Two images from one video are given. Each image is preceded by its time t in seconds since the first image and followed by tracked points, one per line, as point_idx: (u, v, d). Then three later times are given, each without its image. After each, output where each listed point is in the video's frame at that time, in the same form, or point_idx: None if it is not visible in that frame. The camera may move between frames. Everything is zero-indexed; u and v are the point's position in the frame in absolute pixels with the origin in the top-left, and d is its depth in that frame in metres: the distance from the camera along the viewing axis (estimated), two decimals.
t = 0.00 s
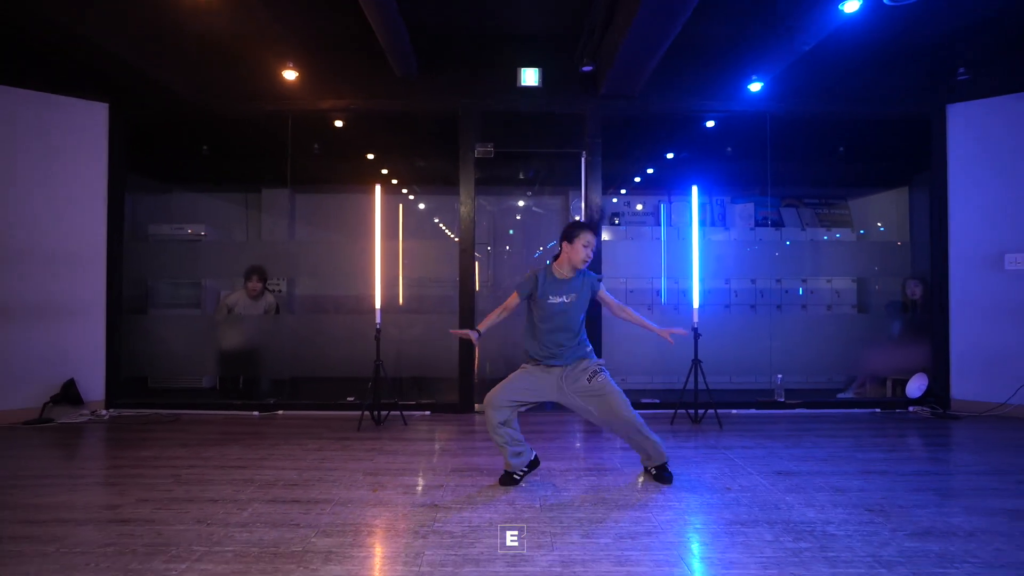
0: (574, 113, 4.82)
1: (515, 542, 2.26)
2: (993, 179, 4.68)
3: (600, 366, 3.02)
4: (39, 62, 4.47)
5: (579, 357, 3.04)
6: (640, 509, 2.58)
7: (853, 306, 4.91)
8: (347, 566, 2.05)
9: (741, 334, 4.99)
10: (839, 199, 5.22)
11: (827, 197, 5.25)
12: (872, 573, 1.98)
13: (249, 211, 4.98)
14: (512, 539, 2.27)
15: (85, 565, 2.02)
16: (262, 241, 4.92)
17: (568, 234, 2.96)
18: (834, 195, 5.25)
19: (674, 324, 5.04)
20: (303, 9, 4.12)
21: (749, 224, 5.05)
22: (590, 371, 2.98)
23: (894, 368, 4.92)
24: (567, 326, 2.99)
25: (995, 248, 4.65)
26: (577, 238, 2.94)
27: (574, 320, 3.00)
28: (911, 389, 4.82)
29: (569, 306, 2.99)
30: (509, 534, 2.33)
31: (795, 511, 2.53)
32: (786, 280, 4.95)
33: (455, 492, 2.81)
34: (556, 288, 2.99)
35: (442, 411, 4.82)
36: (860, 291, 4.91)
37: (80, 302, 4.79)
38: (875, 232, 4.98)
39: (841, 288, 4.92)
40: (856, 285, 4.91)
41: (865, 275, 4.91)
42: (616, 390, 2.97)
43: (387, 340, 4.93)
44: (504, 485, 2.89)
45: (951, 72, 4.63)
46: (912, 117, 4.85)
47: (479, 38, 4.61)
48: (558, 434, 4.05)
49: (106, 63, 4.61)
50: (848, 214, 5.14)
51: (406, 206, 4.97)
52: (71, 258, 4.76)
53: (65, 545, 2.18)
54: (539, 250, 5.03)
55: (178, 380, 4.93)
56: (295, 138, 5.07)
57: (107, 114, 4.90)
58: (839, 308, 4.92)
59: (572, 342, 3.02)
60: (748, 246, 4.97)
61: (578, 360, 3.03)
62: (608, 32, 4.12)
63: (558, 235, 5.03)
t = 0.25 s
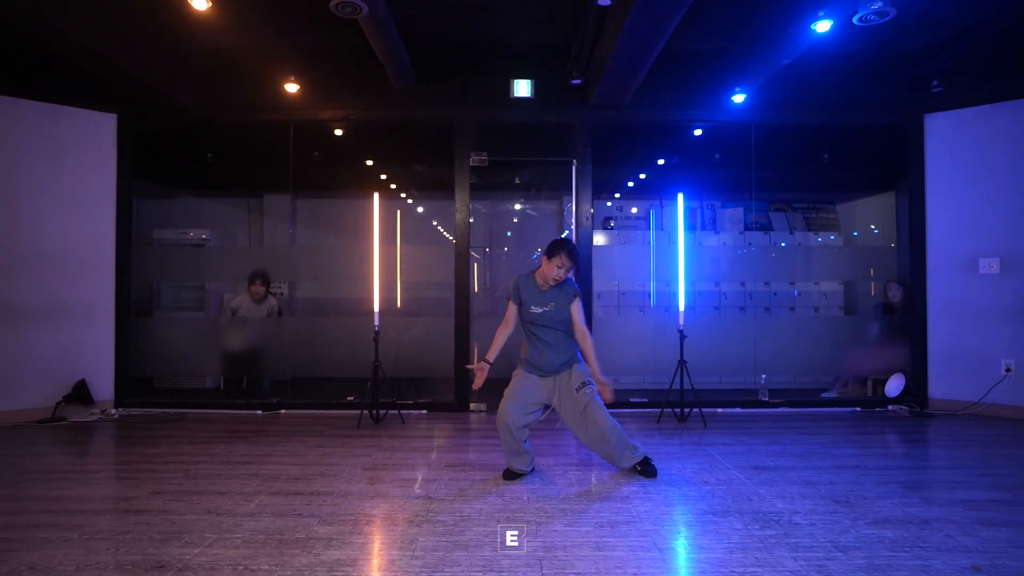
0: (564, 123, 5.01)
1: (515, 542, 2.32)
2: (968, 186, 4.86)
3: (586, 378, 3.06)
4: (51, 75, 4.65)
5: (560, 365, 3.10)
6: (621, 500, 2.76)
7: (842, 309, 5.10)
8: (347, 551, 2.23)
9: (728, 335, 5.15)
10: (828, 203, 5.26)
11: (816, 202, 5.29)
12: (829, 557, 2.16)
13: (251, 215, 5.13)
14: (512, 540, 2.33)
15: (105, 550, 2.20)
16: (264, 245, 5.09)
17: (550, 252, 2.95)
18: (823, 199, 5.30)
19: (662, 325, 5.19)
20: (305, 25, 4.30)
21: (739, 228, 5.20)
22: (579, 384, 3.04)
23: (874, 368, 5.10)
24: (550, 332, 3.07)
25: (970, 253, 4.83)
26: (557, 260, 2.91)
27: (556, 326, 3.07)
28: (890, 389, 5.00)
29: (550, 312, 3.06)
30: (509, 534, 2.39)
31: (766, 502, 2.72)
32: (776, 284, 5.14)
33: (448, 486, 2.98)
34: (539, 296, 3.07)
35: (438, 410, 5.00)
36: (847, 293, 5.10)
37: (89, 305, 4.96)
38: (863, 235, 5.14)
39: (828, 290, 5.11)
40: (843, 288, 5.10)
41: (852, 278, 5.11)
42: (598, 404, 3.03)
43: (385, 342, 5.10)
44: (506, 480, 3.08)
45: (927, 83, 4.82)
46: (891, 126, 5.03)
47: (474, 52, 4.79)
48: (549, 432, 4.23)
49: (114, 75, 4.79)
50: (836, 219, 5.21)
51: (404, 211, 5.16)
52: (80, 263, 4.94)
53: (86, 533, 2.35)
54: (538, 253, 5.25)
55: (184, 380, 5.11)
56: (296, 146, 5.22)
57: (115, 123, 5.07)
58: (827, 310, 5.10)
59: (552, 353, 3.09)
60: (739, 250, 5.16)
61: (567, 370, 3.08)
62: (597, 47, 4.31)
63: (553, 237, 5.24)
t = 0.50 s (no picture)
0: (560, 123, 5.01)
1: (514, 542, 2.32)
2: (964, 186, 4.86)
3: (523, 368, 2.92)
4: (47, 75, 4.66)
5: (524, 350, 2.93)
6: (613, 500, 2.76)
7: (837, 308, 5.10)
8: (338, 549, 2.24)
9: (725, 335, 5.16)
10: (823, 203, 5.24)
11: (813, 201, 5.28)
12: (818, 556, 2.17)
13: (248, 214, 5.14)
14: (512, 540, 2.33)
15: (97, 549, 2.21)
16: (261, 245, 5.10)
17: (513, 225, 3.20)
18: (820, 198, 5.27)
19: (658, 325, 5.19)
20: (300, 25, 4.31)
21: (736, 228, 5.21)
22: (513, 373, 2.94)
23: (869, 368, 5.11)
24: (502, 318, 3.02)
25: (965, 252, 4.84)
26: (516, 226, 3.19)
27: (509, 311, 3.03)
28: (885, 388, 4.98)
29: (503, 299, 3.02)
30: (509, 534, 2.38)
31: (757, 501, 2.72)
32: (772, 284, 5.14)
33: (440, 485, 2.99)
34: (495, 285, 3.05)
35: (434, 409, 5.01)
36: (843, 293, 5.11)
37: (86, 304, 4.97)
38: (861, 234, 5.13)
39: (825, 289, 5.11)
40: (840, 287, 5.11)
41: (849, 278, 5.11)
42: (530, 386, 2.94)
43: (382, 342, 5.11)
44: (495, 478, 3.09)
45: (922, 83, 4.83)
46: (887, 126, 5.03)
47: (469, 51, 4.80)
48: (544, 431, 4.24)
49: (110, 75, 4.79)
50: (833, 218, 5.19)
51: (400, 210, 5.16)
52: (77, 262, 4.94)
53: (79, 532, 2.36)
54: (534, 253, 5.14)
55: (181, 379, 5.12)
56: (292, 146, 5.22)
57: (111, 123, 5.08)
58: (824, 310, 5.11)
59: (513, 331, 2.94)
60: (736, 250, 5.17)
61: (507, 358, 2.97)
62: (592, 46, 4.31)
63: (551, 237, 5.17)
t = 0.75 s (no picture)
0: (565, 110, 4.80)
1: (515, 542, 2.26)
2: (987, 176, 4.65)
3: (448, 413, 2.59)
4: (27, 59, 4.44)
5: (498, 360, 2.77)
6: (625, 509, 2.57)
7: (848, 304, 4.90)
8: (326, 567, 2.04)
9: (736, 331, 4.98)
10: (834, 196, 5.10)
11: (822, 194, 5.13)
12: None
13: (242, 207, 4.95)
14: (513, 540, 2.26)
15: (63, 566, 2.02)
16: (253, 237, 4.90)
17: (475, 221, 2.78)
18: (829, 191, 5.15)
19: (666, 320, 5.05)
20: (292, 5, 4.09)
21: (744, 221, 5.02)
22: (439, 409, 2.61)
23: (886, 366, 4.91)
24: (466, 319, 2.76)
25: (989, 246, 4.63)
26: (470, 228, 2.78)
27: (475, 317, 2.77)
28: (904, 387, 4.77)
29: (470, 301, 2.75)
30: (509, 534, 2.32)
31: (780, 511, 2.52)
32: (781, 278, 4.93)
33: (439, 492, 2.80)
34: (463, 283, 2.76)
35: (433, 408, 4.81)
36: (854, 289, 4.91)
37: (70, 298, 4.77)
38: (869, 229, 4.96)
39: (836, 285, 4.91)
40: (852, 282, 4.90)
41: (860, 272, 4.91)
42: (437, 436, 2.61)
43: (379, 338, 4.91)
44: (499, 484, 2.89)
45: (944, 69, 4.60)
46: (906, 114, 4.82)
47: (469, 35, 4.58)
48: (548, 433, 4.04)
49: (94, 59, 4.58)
50: (844, 211, 5.04)
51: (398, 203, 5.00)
52: (61, 255, 4.74)
53: (45, 545, 2.16)
54: (537, 247, 5.13)
55: (170, 377, 4.92)
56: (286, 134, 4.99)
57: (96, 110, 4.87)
58: (833, 305, 4.91)
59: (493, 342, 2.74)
60: (744, 244, 4.97)
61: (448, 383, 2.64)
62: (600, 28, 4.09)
63: (554, 231, 5.10)
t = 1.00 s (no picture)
0: (574, 101, 4.59)
1: (515, 542, 2.26)
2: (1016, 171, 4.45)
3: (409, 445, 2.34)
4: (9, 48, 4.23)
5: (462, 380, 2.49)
6: (647, 530, 2.35)
7: (865, 305, 4.69)
8: None
9: (749, 333, 4.74)
10: (849, 192, 4.95)
11: (835, 191, 4.97)
12: None
13: (237, 205, 4.75)
14: (512, 539, 2.27)
15: None
16: (248, 235, 4.68)
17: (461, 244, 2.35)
18: (844, 188, 4.97)
19: (676, 323, 4.79)
20: None
21: (756, 219, 4.79)
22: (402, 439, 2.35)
23: (909, 369, 4.70)
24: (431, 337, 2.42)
25: (1018, 244, 4.43)
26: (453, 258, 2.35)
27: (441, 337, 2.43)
28: (930, 393, 4.55)
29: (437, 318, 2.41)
30: (509, 533, 2.33)
31: (817, 533, 2.31)
32: (794, 277, 4.72)
33: (444, 510, 2.58)
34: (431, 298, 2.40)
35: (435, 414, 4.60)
36: (871, 288, 4.70)
37: (56, 299, 4.56)
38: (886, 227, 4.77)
39: (851, 285, 4.71)
40: (868, 282, 4.70)
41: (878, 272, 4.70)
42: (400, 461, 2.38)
43: (378, 340, 4.70)
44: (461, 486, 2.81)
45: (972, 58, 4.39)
46: (931, 106, 4.61)
47: (474, 23, 4.37)
48: (557, 441, 3.83)
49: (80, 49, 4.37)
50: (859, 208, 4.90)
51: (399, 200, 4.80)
52: (46, 254, 4.53)
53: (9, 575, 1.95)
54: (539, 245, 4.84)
55: (161, 381, 4.71)
56: (284, 129, 4.86)
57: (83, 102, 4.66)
58: (850, 306, 4.70)
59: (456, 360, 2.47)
60: (755, 241, 4.75)
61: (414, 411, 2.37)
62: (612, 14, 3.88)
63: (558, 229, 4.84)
